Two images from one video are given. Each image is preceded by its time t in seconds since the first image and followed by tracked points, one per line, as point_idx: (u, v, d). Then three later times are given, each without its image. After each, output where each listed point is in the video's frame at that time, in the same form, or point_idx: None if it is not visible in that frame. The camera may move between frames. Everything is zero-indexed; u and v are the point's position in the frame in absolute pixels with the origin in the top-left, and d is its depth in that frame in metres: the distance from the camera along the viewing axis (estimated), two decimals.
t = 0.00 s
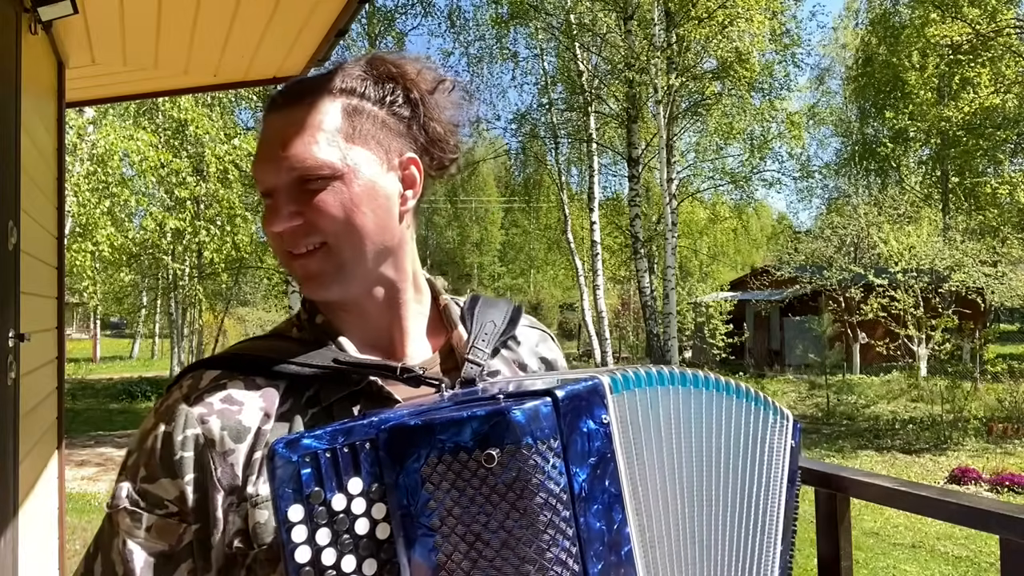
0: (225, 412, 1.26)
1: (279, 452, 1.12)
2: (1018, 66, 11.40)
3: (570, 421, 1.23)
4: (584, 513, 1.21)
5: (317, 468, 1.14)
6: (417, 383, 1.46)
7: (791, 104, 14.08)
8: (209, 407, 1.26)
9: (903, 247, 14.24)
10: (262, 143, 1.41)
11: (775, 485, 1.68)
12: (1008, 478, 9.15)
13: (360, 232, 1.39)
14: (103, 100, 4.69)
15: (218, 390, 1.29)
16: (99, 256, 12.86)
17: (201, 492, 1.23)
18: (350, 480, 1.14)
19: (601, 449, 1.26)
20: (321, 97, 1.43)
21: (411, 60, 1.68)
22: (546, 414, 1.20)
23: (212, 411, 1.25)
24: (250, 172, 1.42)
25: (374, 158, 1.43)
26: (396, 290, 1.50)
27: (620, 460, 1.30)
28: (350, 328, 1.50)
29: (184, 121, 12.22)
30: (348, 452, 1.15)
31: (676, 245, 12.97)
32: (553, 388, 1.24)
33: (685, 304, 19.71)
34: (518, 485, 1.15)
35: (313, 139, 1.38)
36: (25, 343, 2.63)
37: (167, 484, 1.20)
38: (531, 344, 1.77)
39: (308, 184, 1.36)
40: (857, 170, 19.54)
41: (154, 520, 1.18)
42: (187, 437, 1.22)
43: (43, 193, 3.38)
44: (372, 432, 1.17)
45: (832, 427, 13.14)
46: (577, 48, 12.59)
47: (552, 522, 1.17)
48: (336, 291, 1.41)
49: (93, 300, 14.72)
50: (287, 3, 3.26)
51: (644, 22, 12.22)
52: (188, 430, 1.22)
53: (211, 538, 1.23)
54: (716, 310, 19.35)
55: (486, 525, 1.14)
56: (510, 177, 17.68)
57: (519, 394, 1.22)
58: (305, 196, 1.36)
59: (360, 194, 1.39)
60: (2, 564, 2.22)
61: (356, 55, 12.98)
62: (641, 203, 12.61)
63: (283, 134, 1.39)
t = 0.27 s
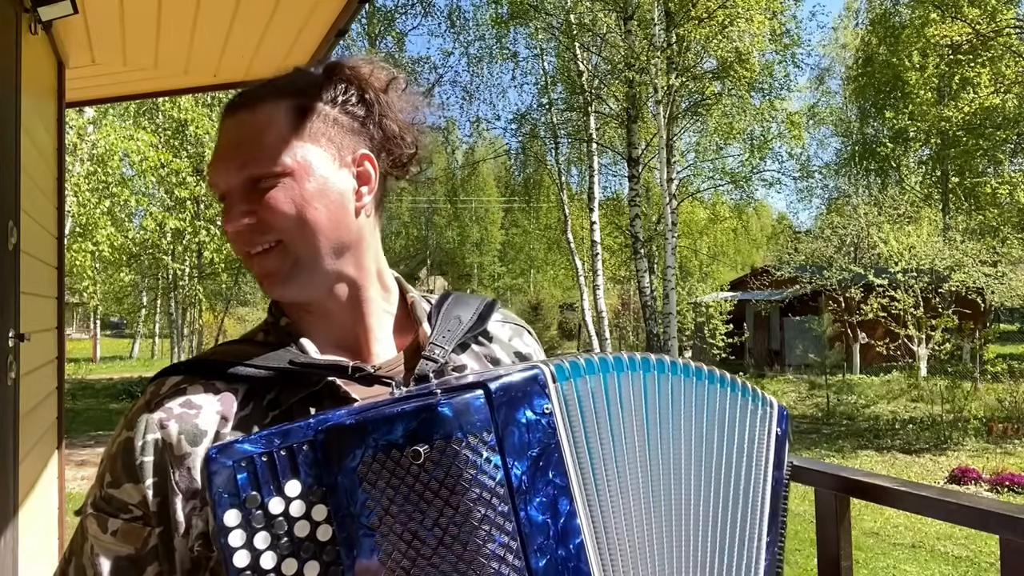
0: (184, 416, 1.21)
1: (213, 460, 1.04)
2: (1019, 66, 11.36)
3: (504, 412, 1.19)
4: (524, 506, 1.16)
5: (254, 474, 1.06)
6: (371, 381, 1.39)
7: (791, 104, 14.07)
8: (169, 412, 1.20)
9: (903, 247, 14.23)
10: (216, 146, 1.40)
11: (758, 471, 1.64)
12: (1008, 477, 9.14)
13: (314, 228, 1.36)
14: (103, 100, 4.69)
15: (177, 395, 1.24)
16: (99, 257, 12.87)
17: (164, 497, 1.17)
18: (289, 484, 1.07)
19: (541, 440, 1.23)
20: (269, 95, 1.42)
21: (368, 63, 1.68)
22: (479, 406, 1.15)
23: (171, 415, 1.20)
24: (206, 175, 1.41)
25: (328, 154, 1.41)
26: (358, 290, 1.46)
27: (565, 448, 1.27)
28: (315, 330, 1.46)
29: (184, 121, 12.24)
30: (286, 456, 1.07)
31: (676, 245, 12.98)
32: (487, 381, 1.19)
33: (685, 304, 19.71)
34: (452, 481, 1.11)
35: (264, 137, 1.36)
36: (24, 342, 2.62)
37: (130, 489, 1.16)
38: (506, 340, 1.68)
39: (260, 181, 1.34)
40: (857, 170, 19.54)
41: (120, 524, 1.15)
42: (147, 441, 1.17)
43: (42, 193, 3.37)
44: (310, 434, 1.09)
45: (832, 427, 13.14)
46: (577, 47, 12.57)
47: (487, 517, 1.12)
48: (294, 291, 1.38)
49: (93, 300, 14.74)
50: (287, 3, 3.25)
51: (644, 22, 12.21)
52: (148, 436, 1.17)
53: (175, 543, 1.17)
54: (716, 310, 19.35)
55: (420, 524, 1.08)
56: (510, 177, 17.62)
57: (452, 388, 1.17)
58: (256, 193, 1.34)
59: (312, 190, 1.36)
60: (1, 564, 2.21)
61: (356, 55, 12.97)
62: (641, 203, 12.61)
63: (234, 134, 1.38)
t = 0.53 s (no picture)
0: (155, 419, 1.15)
1: (167, 464, 0.97)
2: (1019, 66, 11.34)
3: (454, 406, 1.13)
4: (475, 500, 1.10)
5: (208, 475, 0.99)
6: (336, 379, 1.32)
7: (791, 103, 14.05)
8: (140, 414, 1.14)
9: (903, 246, 14.22)
10: (180, 147, 1.37)
11: (749, 455, 1.54)
12: (1007, 477, 9.14)
13: (281, 225, 1.33)
14: (104, 100, 4.69)
15: (148, 399, 1.18)
16: (99, 257, 12.89)
17: (136, 499, 1.11)
18: (244, 483, 1.00)
19: (494, 433, 1.17)
20: (231, 91, 1.39)
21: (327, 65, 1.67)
22: (427, 400, 1.10)
23: (142, 419, 1.14)
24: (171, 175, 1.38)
25: (294, 151, 1.39)
26: (328, 289, 1.43)
27: (520, 440, 1.21)
28: (285, 330, 1.43)
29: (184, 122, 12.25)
30: (240, 456, 1.01)
31: (676, 245, 12.98)
32: (435, 373, 1.13)
33: (685, 304, 19.72)
34: (398, 476, 1.05)
35: (228, 132, 1.34)
36: (24, 343, 2.62)
37: (104, 492, 1.10)
38: (483, 335, 1.63)
39: (226, 178, 1.32)
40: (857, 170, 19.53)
41: (95, 527, 1.09)
42: (118, 444, 1.11)
43: (42, 193, 3.37)
44: (267, 432, 1.03)
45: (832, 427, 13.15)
46: (577, 48, 12.59)
47: (435, 512, 1.06)
48: (261, 289, 1.34)
49: (94, 300, 14.76)
50: (287, 3, 3.24)
51: (644, 22, 12.20)
52: (118, 438, 1.11)
53: (149, 547, 1.11)
54: (716, 310, 19.35)
55: (368, 523, 1.03)
56: (511, 178, 17.28)
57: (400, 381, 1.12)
58: (222, 191, 1.31)
59: (279, 185, 1.33)
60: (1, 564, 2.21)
61: (355, 54, 12.98)
62: (641, 203, 12.61)
63: (199, 133, 1.35)
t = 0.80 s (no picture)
0: (135, 422, 1.15)
1: (144, 469, 0.99)
2: (1019, 66, 11.34)
3: (428, 404, 1.14)
4: (451, 498, 1.11)
5: (184, 478, 1.01)
6: (316, 378, 1.32)
7: (791, 103, 14.04)
8: (120, 419, 1.15)
9: (903, 246, 14.23)
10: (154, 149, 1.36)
11: (744, 458, 1.43)
12: (1008, 477, 9.14)
13: (259, 224, 1.32)
14: (104, 100, 4.69)
15: (128, 402, 1.18)
16: (99, 257, 12.90)
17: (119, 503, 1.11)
18: (219, 486, 1.02)
19: (469, 432, 1.17)
20: (203, 92, 1.38)
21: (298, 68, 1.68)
22: (400, 399, 1.11)
23: (122, 422, 1.14)
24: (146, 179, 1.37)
25: (268, 151, 1.38)
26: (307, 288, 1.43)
27: (496, 438, 1.21)
28: (266, 331, 1.43)
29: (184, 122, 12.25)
30: (215, 458, 1.02)
31: (676, 245, 12.97)
32: (408, 372, 1.15)
33: (685, 304, 19.72)
34: (372, 475, 1.06)
35: (200, 133, 1.33)
36: (24, 342, 2.62)
37: (84, 495, 1.10)
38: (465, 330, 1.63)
39: (200, 180, 1.31)
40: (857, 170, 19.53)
41: (75, 530, 1.09)
42: (98, 448, 1.11)
43: (43, 193, 3.37)
44: (242, 434, 1.04)
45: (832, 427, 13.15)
46: (577, 47, 12.59)
47: (410, 511, 1.07)
48: (239, 290, 1.34)
49: (94, 300, 14.76)
50: (287, 3, 3.24)
51: (644, 22, 12.18)
52: (99, 441, 1.12)
53: (132, 549, 1.11)
54: (715, 310, 19.36)
55: (343, 523, 1.04)
56: (509, 177, 17.53)
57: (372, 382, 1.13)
58: (197, 192, 1.31)
59: (255, 185, 1.33)
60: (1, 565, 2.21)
61: (356, 55, 12.99)
62: (641, 203, 12.61)
63: (173, 135, 1.34)
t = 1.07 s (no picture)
0: (123, 431, 1.14)
1: (135, 478, 0.98)
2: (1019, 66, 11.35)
3: (426, 409, 1.12)
4: (449, 504, 1.09)
5: (176, 487, 1.00)
6: (308, 383, 1.31)
7: (791, 103, 14.04)
8: (109, 427, 1.14)
9: (903, 246, 14.23)
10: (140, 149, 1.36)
11: (752, 459, 1.43)
12: (1008, 477, 9.14)
13: (246, 224, 1.32)
14: (104, 100, 4.69)
15: (116, 409, 1.17)
16: (99, 257, 12.91)
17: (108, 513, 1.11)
18: (211, 495, 1.01)
19: (467, 436, 1.15)
20: (190, 92, 1.38)
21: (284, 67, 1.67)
22: (397, 405, 1.09)
23: (110, 429, 1.13)
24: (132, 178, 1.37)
25: (255, 150, 1.38)
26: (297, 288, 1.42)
27: (495, 441, 1.19)
28: (256, 333, 1.42)
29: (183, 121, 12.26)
30: (208, 467, 1.01)
31: (676, 245, 12.96)
32: (404, 377, 1.13)
33: (685, 304, 19.73)
34: (369, 482, 1.05)
35: (186, 132, 1.33)
36: (24, 342, 2.63)
37: (72, 505, 1.09)
38: (458, 329, 1.63)
39: (187, 179, 1.31)
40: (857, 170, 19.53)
41: (63, 540, 1.09)
42: (86, 457, 1.11)
43: (43, 193, 3.37)
44: (235, 442, 1.03)
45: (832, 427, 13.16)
46: (577, 47, 12.61)
47: (408, 518, 1.06)
48: (226, 290, 1.34)
49: (94, 300, 14.77)
50: (287, 3, 3.23)
51: (644, 22, 12.16)
52: (87, 450, 1.11)
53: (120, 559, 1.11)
54: (715, 310, 19.37)
55: (340, 531, 1.03)
56: (510, 177, 17.59)
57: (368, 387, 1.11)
58: (184, 191, 1.31)
59: (242, 185, 1.33)
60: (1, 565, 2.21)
61: (356, 55, 13.00)
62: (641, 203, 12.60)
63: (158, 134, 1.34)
